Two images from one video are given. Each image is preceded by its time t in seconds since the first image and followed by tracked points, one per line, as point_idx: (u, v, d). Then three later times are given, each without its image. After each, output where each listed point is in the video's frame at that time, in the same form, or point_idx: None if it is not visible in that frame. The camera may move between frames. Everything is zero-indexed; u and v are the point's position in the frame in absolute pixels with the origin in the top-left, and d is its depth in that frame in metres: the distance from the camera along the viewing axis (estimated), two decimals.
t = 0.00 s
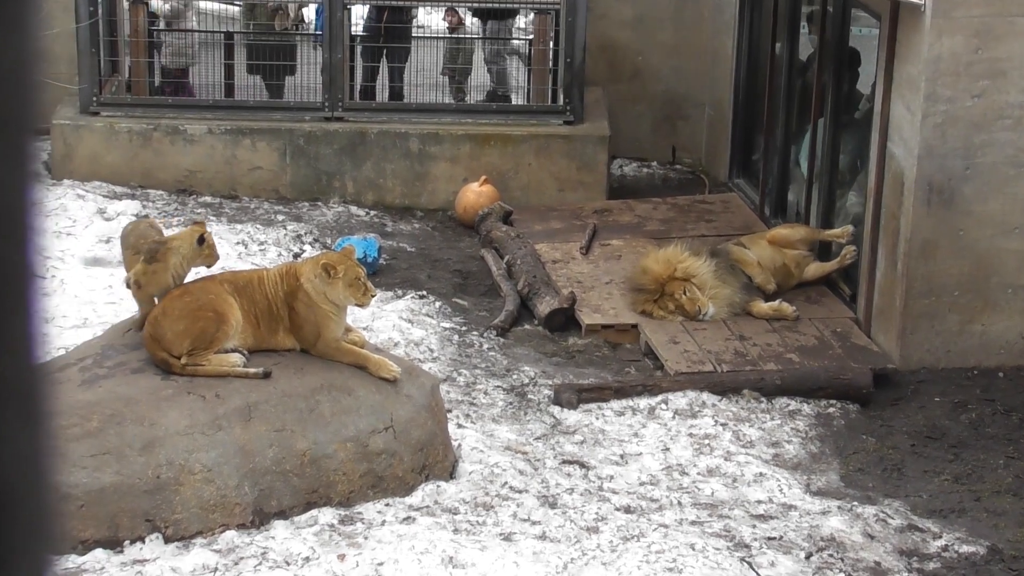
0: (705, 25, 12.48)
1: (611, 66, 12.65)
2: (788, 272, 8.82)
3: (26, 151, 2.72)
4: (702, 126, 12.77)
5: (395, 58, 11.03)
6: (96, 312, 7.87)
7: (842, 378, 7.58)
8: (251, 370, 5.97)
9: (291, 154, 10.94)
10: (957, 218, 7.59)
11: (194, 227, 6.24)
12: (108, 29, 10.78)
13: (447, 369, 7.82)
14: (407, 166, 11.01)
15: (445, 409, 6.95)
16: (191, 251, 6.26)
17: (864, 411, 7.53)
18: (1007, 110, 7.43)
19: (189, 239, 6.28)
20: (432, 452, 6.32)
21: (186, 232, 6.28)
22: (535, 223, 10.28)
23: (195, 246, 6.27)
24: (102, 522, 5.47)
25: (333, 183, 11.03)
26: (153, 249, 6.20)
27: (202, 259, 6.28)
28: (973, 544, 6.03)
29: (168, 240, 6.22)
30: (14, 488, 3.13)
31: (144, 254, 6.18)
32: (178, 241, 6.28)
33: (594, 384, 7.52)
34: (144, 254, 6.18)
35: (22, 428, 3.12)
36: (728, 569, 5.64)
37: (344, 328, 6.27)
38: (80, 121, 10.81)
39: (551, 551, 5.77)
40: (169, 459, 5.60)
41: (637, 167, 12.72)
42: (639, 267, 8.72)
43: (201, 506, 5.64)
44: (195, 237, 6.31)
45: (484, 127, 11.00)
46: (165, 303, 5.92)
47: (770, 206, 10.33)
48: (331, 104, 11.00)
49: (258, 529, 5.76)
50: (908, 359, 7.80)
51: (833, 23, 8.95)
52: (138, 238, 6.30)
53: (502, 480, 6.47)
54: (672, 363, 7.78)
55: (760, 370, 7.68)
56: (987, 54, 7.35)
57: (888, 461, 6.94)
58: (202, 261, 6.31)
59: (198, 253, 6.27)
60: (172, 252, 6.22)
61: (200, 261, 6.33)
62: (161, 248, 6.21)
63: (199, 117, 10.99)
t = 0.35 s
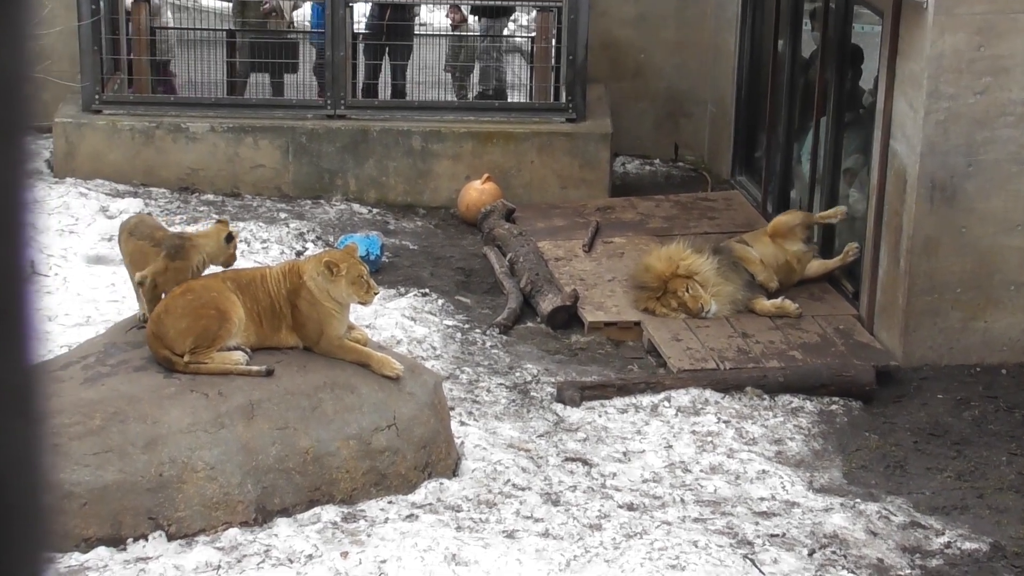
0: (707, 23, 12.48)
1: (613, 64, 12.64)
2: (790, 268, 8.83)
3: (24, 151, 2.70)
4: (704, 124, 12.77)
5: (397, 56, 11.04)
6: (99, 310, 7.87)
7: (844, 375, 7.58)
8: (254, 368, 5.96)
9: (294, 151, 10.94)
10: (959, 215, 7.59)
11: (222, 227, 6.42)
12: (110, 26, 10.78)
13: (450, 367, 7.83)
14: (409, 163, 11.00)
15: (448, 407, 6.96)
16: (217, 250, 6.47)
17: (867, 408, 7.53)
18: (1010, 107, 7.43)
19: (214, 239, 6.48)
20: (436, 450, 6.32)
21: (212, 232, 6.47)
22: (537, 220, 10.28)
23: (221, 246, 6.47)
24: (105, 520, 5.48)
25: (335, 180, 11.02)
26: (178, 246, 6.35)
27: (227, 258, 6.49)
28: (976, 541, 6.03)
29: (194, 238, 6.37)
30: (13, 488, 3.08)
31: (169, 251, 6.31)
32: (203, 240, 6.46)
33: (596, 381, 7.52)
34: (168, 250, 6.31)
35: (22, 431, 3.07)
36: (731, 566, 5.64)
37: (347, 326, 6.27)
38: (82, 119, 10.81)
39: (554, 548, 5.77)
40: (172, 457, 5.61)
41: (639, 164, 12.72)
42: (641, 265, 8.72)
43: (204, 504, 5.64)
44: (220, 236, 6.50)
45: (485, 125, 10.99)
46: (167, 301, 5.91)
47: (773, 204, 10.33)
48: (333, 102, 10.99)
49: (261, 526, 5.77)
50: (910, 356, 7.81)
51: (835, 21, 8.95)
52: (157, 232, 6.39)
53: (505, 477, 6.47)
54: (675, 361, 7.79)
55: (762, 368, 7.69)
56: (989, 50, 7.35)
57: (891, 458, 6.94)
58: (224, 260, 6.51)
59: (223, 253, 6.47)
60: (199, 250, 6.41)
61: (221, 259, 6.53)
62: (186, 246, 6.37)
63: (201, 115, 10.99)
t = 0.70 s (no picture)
0: (706, 22, 12.47)
1: (612, 63, 12.64)
2: (788, 266, 8.83)
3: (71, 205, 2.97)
4: (703, 123, 12.76)
5: (396, 56, 11.02)
6: (97, 309, 7.86)
7: (843, 375, 7.58)
8: (252, 367, 5.96)
9: (293, 151, 10.95)
10: (957, 215, 7.59)
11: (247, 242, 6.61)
12: (109, 25, 10.77)
13: (448, 366, 7.82)
14: (408, 162, 11.00)
15: (446, 406, 6.96)
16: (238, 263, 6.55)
17: (865, 408, 7.53)
18: (1009, 107, 7.43)
19: (236, 253, 6.61)
20: (434, 450, 6.32)
21: (235, 245, 6.61)
22: (536, 220, 10.28)
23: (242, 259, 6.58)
24: (103, 519, 5.48)
25: (334, 179, 11.02)
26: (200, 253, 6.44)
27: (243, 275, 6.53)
28: (974, 541, 6.04)
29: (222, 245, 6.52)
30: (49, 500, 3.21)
31: (193, 253, 6.41)
32: (225, 252, 6.57)
33: (595, 381, 7.52)
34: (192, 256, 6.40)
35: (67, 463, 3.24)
36: (729, 566, 5.64)
37: (345, 325, 6.27)
38: (81, 118, 10.80)
39: (552, 548, 5.77)
40: (170, 456, 5.61)
41: (638, 164, 12.72)
42: (640, 264, 8.71)
43: (202, 503, 5.64)
44: (243, 252, 6.61)
45: (483, 124, 10.99)
46: (165, 300, 5.91)
47: (772, 203, 10.32)
48: (332, 101, 10.99)
49: (259, 525, 5.76)
50: (908, 357, 7.81)
51: (834, 20, 8.94)
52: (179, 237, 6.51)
53: (503, 477, 6.47)
54: (673, 360, 7.78)
55: (761, 367, 7.69)
56: (988, 51, 7.35)
57: (890, 458, 6.94)
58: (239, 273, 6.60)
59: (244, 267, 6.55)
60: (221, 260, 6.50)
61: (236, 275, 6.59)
62: (208, 253, 6.48)
63: (200, 114, 10.98)
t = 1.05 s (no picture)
0: (706, 22, 12.48)
1: (613, 63, 12.65)
2: (788, 267, 8.83)
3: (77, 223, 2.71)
4: (703, 123, 12.76)
5: (396, 55, 11.05)
6: (96, 308, 7.87)
7: (843, 376, 7.58)
8: (251, 366, 5.96)
9: (293, 150, 10.94)
10: (957, 216, 7.59)
11: (272, 234, 6.79)
12: (109, 23, 10.76)
13: (448, 365, 7.83)
14: (408, 162, 11.00)
15: (445, 406, 6.96)
16: (267, 251, 6.72)
17: (864, 409, 7.53)
18: (1009, 109, 7.43)
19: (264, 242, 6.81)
20: (433, 449, 6.32)
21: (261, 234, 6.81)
22: (536, 220, 10.28)
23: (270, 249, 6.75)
24: (103, 517, 5.49)
25: (334, 178, 11.02)
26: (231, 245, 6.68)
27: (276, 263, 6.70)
28: (973, 542, 6.03)
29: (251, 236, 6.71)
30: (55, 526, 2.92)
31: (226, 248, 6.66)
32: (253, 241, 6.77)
33: (594, 381, 7.52)
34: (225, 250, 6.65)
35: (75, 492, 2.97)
36: (728, 567, 5.64)
37: (345, 324, 6.27)
38: (82, 116, 10.80)
39: (551, 548, 5.77)
40: (169, 455, 5.61)
41: (639, 164, 12.72)
42: (639, 264, 8.71)
43: (201, 501, 5.64)
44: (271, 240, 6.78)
45: (484, 124, 10.99)
46: (165, 298, 5.92)
47: (772, 204, 10.32)
48: (332, 100, 10.99)
49: (258, 524, 5.77)
50: (908, 357, 7.81)
51: (835, 21, 8.94)
52: (205, 232, 6.73)
53: (502, 476, 6.47)
54: (673, 360, 7.78)
55: (760, 368, 7.69)
56: (988, 52, 7.35)
57: (889, 459, 6.94)
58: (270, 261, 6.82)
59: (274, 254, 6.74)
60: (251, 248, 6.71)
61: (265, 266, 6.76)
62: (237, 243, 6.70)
63: (200, 113, 10.97)
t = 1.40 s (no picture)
0: (711, 20, 12.48)
1: (616, 61, 12.64)
2: (792, 265, 8.83)
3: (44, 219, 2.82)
4: (707, 121, 12.77)
5: (400, 52, 11.02)
6: (101, 305, 7.87)
7: (847, 373, 7.57)
8: (255, 363, 5.96)
9: (296, 147, 10.94)
10: (962, 214, 7.58)
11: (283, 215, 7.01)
12: (113, 20, 10.77)
13: (452, 363, 7.83)
14: (412, 159, 11.00)
15: (449, 403, 6.95)
16: (284, 232, 6.99)
17: (868, 406, 7.52)
18: (1013, 106, 7.43)
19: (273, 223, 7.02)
20: (437, 446, 6.32)
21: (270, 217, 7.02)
22: (539, 217, 10.28)
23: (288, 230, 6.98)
24: (107, 514, 5.49)
25: (338, 175, 11.02)
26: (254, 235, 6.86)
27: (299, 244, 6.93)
28: (977, 540, 6.03)
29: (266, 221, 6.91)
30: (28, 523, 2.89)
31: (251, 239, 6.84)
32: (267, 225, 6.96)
33: (598, 378, 7.52)
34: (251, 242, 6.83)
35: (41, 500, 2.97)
36: (732, 564, 5.64)
37: (349, 321, 6.27)
38: (86, 113, 10.81)
39: (555, 545, 5.77)
40: (174, 451, 5.61)
41: (642, 162, 12.72)
42: (643, 261, 8.70)
43: (206, 498, 5.65)
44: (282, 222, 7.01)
45: (487, 122, 10.99)
46: (170, 295, 5.91)
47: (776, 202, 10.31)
48: (336, 97, 11.00)
49: (262, 522, 5.77)
50: (912, 356, 7.80)
51: (839, 19, 8.93)
52: (222, 230, 6.83)
53: (506, 474, 6.47)
54: (677, 357, 7.78)
55: (764, 365, 7.68)
56: (993, 50, 7.35)
57: (893, 457, 6.93)
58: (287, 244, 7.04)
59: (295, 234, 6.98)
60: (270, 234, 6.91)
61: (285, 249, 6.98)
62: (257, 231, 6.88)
63: (204, 110, 10.98)
